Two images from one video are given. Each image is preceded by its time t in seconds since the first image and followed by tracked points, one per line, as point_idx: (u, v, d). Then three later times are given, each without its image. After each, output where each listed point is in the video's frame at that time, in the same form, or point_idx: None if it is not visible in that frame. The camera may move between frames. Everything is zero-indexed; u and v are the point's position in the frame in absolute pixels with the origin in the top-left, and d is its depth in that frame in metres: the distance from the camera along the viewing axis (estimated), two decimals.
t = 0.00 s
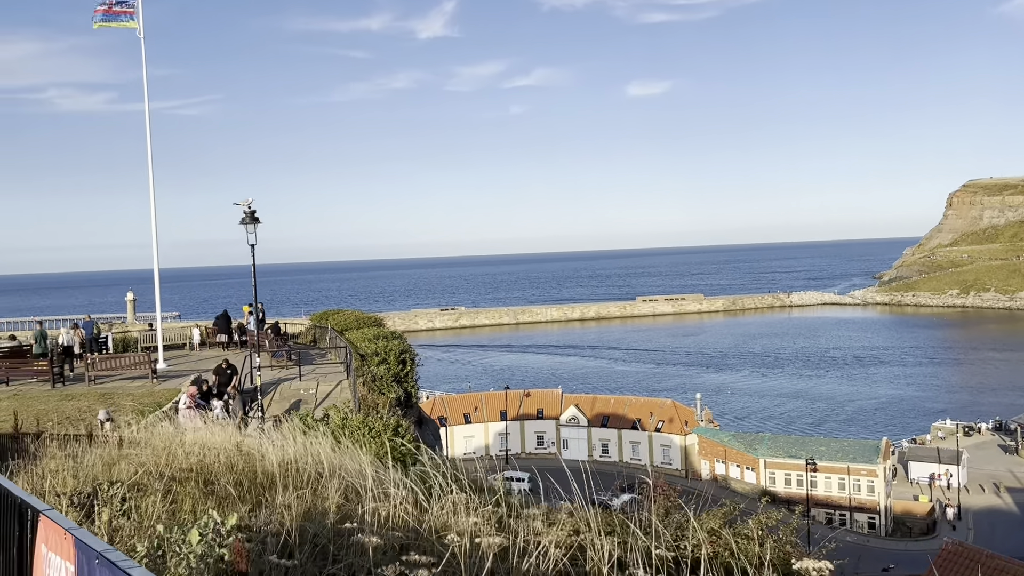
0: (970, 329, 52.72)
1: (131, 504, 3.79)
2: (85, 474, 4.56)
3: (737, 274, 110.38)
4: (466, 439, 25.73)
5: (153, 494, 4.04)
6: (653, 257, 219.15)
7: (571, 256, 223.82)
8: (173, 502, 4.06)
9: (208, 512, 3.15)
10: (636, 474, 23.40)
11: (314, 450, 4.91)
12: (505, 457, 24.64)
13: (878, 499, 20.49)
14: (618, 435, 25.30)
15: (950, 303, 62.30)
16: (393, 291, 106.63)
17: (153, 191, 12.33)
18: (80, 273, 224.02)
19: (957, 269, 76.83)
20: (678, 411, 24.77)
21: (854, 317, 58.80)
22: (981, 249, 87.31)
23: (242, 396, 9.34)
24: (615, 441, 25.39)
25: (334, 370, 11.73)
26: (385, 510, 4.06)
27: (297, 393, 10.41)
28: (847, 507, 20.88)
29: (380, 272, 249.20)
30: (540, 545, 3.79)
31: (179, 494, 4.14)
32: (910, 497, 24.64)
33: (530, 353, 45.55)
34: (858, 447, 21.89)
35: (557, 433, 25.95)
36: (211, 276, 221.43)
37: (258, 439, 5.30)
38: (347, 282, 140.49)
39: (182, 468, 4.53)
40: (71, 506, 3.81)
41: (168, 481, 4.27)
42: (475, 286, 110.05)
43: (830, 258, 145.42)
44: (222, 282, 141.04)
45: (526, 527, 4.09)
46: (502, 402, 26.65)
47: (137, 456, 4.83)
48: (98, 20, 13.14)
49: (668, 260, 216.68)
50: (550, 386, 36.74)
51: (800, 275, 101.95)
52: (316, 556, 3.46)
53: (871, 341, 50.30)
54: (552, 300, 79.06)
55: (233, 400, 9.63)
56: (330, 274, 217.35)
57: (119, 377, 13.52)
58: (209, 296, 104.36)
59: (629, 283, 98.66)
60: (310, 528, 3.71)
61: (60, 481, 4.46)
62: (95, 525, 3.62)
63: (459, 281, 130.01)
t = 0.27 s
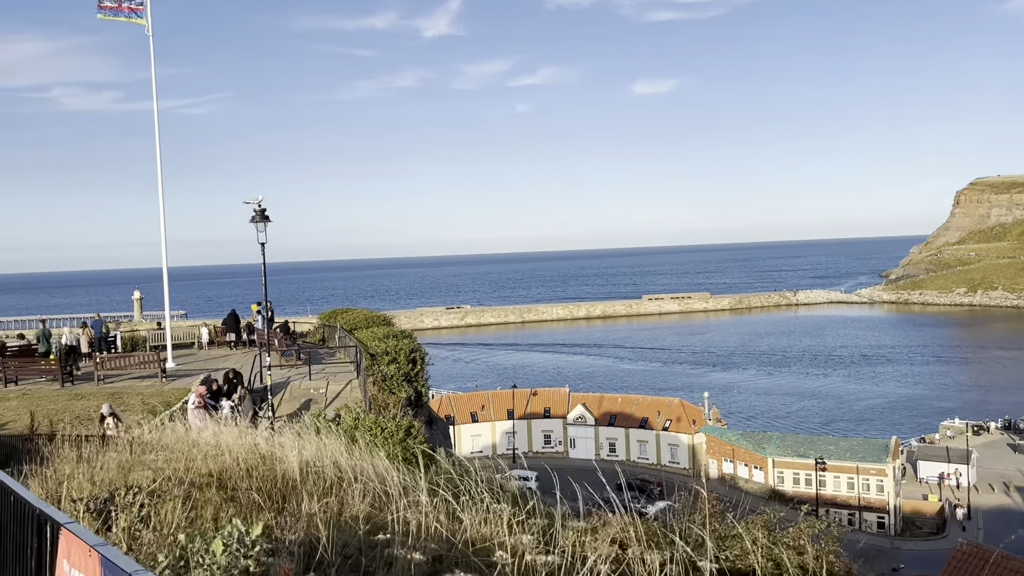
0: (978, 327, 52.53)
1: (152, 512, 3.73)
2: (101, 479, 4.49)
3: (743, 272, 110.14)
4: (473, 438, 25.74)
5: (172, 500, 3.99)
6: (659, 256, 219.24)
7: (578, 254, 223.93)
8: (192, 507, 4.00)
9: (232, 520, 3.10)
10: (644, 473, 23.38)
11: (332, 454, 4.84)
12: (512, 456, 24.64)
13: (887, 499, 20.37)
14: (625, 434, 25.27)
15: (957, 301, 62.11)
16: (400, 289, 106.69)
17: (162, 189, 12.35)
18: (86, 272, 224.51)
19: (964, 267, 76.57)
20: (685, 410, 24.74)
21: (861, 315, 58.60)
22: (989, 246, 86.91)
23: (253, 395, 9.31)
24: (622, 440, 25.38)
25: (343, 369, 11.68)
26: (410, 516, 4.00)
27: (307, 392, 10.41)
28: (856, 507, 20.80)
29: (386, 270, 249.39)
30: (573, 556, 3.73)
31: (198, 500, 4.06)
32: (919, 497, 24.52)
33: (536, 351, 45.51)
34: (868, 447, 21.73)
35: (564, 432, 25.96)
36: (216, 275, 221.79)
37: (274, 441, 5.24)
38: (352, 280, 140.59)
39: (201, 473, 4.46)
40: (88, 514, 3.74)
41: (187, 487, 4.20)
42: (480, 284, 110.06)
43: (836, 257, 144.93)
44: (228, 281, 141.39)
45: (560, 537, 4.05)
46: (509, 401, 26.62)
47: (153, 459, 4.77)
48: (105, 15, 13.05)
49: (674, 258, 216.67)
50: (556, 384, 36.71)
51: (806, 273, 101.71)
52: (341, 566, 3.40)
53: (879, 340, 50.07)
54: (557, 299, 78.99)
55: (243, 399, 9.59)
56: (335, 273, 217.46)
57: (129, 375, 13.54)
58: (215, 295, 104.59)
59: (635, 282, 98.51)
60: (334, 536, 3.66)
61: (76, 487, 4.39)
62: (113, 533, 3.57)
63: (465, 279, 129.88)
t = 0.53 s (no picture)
0: (985, 326, 52.27)
1: (168, 518, 3.63)
2: (113, 481, 4.39)
3: (748, 271, 109.88)
4: (479, 437, 25.67)
5: (188, 503, 3.89)
6: (663, 254, 218.93)
7: (582, 253, 223.73)
8: (209, 510, 3.90)
9: (253, 526, 2.99)
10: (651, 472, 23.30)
11: (350, 456, 4.74)
12: (518, 455, 24.58)
13: (896, 499, 20.27)
14: (631, 433, 25.19)
15: (963, 300, 61.85)
16: (404, 288, 106.57)
17: (170, 186, 12.32)
18: (91, 271, 224.62)
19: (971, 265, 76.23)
20: (692, 409, 24.65)
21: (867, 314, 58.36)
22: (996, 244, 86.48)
23: (260, 394, 9.23)
24: (628, 439, 25.30)
25: (351, 368, 11.60)
26: (433, 519, 3.90)
27: (315, 391, 10.34)
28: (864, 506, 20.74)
29: (389, 269, 249.18)
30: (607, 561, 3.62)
31: (214, 502, 3.96)
32: (927, 496, 24.38)
33: (541, 350, 45.40)
34: (876, 446, 21.60)
35: (570, 431, 25.89)
36: (220, 274, 221.91)
37: (289, 441, 5.14)
38: (356, 279, 140.40)
39: (216, 476, 4.36)
40: (102, 520, 3.64)
41: (203, 489, 4.10)
42: (485, 283, 109.89)
43: (841, 255, 144.46)
44: (232, 280, 141.34)
45: (588, 539, 3.93)
46: (515, 400, 26.54)
47: (166, 461, 4.66)
48: (112, 6, 12.98)
49: (678, 256, 216.22)
50: (561, 383, 36.61)
51: (812, 272, 101.40)
52: (366, 573, 3.29)
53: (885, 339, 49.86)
54: (562, 297, 78.82)
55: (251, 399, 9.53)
56: (340, 272, 217.55)
57: (136, 374, 13.51)
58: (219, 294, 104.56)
59: (639, 280, 98.24)
60: (357, 540, 3.56)
61: (88, 490, 4.28)
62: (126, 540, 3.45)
63: (469, 278, 129.71)
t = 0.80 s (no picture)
0: (989, 325, 52.10)
1: (181, 524, 3.52)
2: (121, 484, 4.28)
3: (751, 269, 109.69)
4: (482, 435, 25.63)
5: (201, 507, 3.77)
6: (665, 253, 218.76)
7: (584, 251, 223.59)
8: (221, 517, 3.79)
9: (271, 532, 2.88)
10: (655, 471, 23.23)
11: (363, 460, 4.66)
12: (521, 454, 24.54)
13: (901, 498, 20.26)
14: (635, 431, 25.13)
15: (967, 298, 61.71)
16: (406, 286, 106.49)
17: (173, 183, 12.25)
18: (93, 269, 224.67)
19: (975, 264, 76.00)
20: (696, 408, 24.56)
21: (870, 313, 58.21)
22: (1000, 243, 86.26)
23: (264, 393, 9.14)
24: (632, 437, 25.24)
25: (356, 366, 11.50)
26: (455, 526, 3.80)
27: (320, 389, 10.26)
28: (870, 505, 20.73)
29: (391, 267, 249.16)
30: (638, 570, 3.49)
31: (227, 507, 3.85)
32: (932, 496, 24.27)
33: (544, 348, 45.33)
34: (881, 445, 21.50)
35: (574, 429, 25.84)
36: (222, 272, 221.88)
37: (300, 444, 5.05)
38: (358, 277, 140.36)
39: (228, 480, 4.24)
40: (112, 529, 3.52)
41: (216, 493, 3.99)
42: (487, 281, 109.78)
43: (844, 254, 144.27)
44: (234, 278, 141.32)
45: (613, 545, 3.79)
46: (518, 398, 26.47)
47: (175, 464, 4.57)
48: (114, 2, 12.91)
49: (679, 255, 216.03)
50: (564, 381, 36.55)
51: (815, 270, 101.20)
52: None
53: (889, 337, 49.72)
54: (564, 296, 78.73)
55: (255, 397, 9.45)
56: (341, 270, 217.70)
57: (140, 372, 13.45)
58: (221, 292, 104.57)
59: (642, 279, 98.13)
60: (377, 547, 3.44)
61: (95, 495, 4.17)
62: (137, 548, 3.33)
63: (471, 276, 129.60)
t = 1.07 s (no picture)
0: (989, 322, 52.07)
1: (197, 530, 3.45)
2: (130, 486, 4.21)
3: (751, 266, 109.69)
4: (483, 432, 25.61)
5: (215, 513, 3.70)
6: (666, 250, 218.77)
7: (584, 248, 223.62)
8: (235, 522, 3.72)
9: (292, 542, 2.81)
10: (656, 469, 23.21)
11: (377, 462, 4.60)
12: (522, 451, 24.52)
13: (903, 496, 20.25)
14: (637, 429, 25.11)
15: (967, 296, 61.68)
16: (407, 282, 106.46)
17: (175, 180, 12.21)
18: (93, 265, 224.61)
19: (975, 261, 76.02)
20: (698, 405, 24.51)
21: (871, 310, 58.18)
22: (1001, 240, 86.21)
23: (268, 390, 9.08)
24: (633, 435, 25.21)
25: (360, 364, 11.43)
26: (479, 534, 3.74)
27: (324, 386, 10.22)
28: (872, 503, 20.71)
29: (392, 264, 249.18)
30: None
31: (242, 512, 3.79)
32: (934, 493, 24.25)
33: (544, 345, 45.32)
34: (884, 443, 21.44)
35: (575, 427, 25.82)
36: (223, 268, 221.71)
37: (311, 443, 4.98)
38: (358, 274, 140.28)
39: (241, 483, 4.18)
40: (121, 536, 3.43)
41: (230, 498, 3.92)
42: (487, 278, 109.79)
43: (845, 250, 144.24)
44: (235, 275, 141.24)
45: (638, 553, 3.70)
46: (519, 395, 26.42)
47: (185, 466, 4.50)
48: None
49: (680, 252, 216.10)
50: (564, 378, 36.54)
51: (815, 267, 101.16)
52: None
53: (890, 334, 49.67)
54: (565, 292, 78.72)
55: (259, 393, 9.41)
56: (342, 266, 217.84)
57: (141, 369, 13.39)
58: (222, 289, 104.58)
59: (642, 276, 98.12)
60: (397, 554, 3.36)
61: (103, 497, 4.10)
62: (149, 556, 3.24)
63: (471, 272, 129.59)
